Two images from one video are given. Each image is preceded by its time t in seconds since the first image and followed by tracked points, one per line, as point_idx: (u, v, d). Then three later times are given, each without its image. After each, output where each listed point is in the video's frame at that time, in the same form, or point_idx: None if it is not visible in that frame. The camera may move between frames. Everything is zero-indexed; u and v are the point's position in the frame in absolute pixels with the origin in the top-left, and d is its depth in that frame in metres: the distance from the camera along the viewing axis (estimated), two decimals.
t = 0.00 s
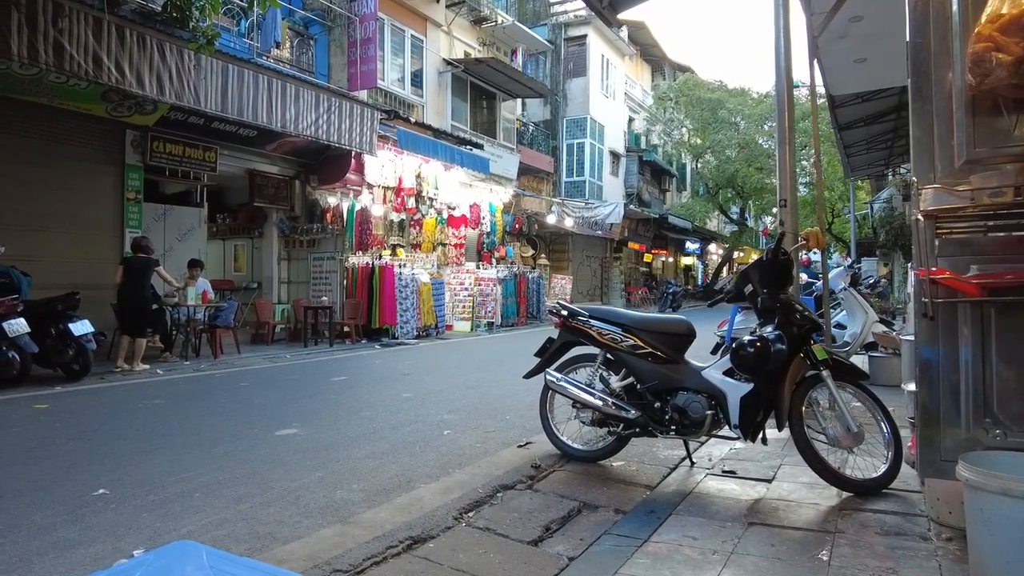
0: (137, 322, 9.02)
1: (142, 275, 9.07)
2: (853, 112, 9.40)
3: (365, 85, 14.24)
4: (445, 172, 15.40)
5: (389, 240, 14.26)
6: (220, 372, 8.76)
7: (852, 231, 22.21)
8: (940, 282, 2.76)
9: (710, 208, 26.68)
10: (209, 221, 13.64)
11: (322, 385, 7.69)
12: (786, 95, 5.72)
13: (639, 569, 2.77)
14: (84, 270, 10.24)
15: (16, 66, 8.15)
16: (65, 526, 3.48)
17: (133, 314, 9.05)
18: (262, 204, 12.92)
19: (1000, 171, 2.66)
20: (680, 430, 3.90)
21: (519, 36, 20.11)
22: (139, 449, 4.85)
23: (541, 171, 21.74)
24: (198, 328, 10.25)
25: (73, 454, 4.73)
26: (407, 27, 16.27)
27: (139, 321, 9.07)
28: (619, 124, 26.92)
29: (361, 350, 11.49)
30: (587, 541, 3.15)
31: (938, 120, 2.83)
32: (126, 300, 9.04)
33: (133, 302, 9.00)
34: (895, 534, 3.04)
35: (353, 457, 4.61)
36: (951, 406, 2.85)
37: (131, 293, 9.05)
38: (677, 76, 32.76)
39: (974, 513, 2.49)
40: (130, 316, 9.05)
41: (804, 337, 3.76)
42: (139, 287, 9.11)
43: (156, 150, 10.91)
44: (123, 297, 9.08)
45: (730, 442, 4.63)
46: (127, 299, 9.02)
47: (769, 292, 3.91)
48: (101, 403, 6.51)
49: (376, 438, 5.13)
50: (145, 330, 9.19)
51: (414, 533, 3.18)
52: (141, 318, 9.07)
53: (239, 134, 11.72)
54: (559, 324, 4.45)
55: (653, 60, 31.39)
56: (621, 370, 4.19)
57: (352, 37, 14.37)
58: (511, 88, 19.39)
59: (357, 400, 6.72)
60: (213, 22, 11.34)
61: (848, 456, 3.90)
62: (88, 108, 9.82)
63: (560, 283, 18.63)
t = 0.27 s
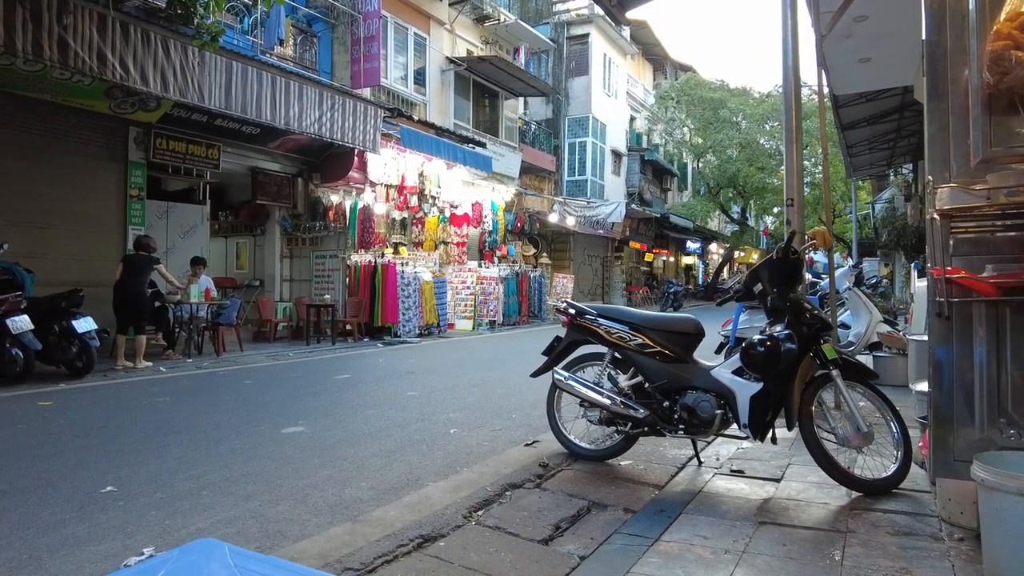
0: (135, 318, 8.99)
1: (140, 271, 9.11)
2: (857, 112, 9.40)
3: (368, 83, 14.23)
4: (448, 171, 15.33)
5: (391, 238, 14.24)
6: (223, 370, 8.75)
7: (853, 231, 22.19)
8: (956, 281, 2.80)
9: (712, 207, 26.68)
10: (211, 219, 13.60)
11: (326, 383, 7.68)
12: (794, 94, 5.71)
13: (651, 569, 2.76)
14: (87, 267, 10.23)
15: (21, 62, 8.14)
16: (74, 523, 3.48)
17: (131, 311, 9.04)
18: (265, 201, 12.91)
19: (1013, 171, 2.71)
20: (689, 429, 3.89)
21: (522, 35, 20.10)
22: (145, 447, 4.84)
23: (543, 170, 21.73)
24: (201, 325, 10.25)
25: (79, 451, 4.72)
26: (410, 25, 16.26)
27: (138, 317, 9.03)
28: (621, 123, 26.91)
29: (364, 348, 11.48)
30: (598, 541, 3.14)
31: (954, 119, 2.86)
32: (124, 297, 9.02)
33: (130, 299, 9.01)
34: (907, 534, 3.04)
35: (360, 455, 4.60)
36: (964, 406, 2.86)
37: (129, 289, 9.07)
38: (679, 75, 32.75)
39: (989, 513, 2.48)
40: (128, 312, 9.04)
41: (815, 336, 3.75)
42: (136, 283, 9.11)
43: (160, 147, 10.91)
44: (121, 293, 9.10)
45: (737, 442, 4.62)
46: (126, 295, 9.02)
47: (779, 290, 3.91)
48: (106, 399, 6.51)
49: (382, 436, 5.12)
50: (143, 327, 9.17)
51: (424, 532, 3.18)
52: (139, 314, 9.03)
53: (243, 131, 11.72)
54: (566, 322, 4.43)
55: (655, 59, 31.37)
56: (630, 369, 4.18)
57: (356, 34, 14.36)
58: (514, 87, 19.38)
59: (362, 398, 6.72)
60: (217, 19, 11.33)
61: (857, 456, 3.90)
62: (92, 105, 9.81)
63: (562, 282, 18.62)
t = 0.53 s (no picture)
0: (137, 318, 8.96)
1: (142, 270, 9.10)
2: (860, 112, 9.40)
3: (371, 84, 14.26)
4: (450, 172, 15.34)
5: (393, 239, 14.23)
6: (228, 370, 8.77)
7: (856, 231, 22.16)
8: (961, 280, 2.84)
9: (714, 207, 26.66)
10: (215, 219, 13.61)
11: (330, 383, 7.70)
12: (798, 94, 5.71)
13: (659, 567, 2.77)
14: (91, 267, 10.26)
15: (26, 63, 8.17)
16: (83, 521, 3.49)
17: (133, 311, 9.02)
18: (268, 201, 12.95)
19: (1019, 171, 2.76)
20: (694, 429, 3.90)
21: (524, 35, 20.11)
22: (152, 446, 4.86)
23: (546, 170, 21.73)
24: (205, 325, 10.27)
25: (87, 450, 4.75)
26: (413, 26, 16.28)
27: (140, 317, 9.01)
28: (623, 123, 26.91)
29: (367, 348, 11.49)
30: (604, 540, 3.15)
31: (960, 120, 2.92)
32: (125, 296, 9.02)
33: (132, 299, 9.00)
34: (913, 533, 3.04)
35: (366, 454, 4.62)
36: (970, 405, 2.90)
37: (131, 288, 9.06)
38: (681, 75, 32.73)
39: (997, 512, 2.48)
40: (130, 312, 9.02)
41: (820, 337, 3.76)
42: (139, 283, 9.11)
43: (164, 148, 10.94)
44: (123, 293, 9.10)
45: (742, 442, 4.63)
46: (127, 295, 9.02)
47: (784, 290, 3.92)
48: (111, 399, 6.54)
49: (388, 436, 5.14)
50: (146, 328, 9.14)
51: (432, 530, 3.19)
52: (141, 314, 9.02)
53: (246, 132, 11.76)
54: (571, 322, 4.44)
55: (657, 60, 31.37)
56: (635, 369, 4.20)
57: (359, 35, 14.38)
58: (516, 87, 19.39)
59: (367, 398, 6.74)
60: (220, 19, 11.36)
61: (863, 456, 3.91)
62: (96, 105, 9.85)
63: (564, 282, 18.63)
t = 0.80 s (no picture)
0: (184, 318, 9.17)
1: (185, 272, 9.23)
2: (895, 107, 9.19)
3: (398, 85, 14.34)
4: (477, 172, 15.35)
5: (421, 239, 14.45)
6: (259, 368, 8.88)
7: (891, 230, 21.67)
8: (1008, 275, 2.82)
9: (744, 206, 26.31)
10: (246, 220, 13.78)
11: (359, 381, 7.74)
12: (832, 90, 5.57)
13: (693, 567, 2.73)
14: (127, 267, 10.46)
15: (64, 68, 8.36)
16: (121, 514, 3.56)
17: (179, 311, 9.22)
18: (298, 203, 13.09)
19: None
20: (727, 429, 3.84)
21: (551, 34, 20.06)
22: (186, 441, 4.94)
23: (572, 170, 21.64)
24: (237, 324, 10.41)
25: (124, 445, 4.84)
26: (440, 27, 16.34)
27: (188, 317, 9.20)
28: (651, 122, 26.70)
29: (395, 348, 11.54)
30: (637, 539, 3.11)
31: (1007, 108, 2.91)
32: (171, 297, 9.24)
33: (178, 300, 9.18)
34: (958, 537, 2.95)
35: (396, 451, 4.63)
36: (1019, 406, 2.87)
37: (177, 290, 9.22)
38: (709, 73, 32.38)
39: None
40: (177, 313, 9.22)
41: (857, 334, 3.66)
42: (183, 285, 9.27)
43: (196, 150, 11.13)
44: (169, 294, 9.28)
45: (776, 442, 4.54)
46: (173, 297, 9.18)
47: (819, 287, 3.84)
48: (147, 395, 6.66)
49: (417, 433, 5.15)
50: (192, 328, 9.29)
51: (462, 527, 3.18)
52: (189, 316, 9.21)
53: (276, 134, 11.93)
54: (600, 320, 4.40)
55: (684, 57, 31.08)
56: (666, 367, 4.14)
57: (386, 36, 14.46)
58: (543, 87, 19.35)
59: (396, 396, 6.77)
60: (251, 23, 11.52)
61: (903, 458, 3.81)
62: (132, 109, 10.06)
63: (592, 281, 18.54)
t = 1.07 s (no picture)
0: (231, 323, 9.34)
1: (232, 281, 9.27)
2: (923, 102, 9.03)
3: (420, 84, 14.40)
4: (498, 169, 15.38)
5: (443, 237, 14.55)
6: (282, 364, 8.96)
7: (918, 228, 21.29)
8: None
9: (767, 204, 26.04)
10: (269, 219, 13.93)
11: (380, 377, 7.79)
12: (859, 83, 5.48)
13: (715, 561, 2.70)
14: (154, 265, 10.63)
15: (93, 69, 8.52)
16: (147, 502, 3.62)
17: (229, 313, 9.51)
18: (322, 202, 13.21)
19: None
20: (751, 424, 3.79)
21: (572, 32, 20.01)
22: (211, 434, 5.00)
23: (593, 168, 21.56)
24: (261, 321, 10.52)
25: (151, 437, 4.92)
26: (461, 26, 16.38)
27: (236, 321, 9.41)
28: (673, 119, 26.52)
29: (417, 345, 11.58)
30: (658, 532, 3.09)
31: None
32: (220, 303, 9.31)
33: (225, 304, 9.34)
34: (990, 535, 2.89)
35: (417, 444, 4.65)
36: None
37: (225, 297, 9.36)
38: (732, 70, 32.09)
39: None
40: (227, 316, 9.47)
41: (885, 328, 3.60)
42: (230, 291, 9.41)
43: (222, 149, 11.28)
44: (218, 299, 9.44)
45: (800, 438, 4.48)
46: (222, 304, 9.32)
47: (846, 280, 3.81)
48: (173, 390, 6.76)
49: (438, 427, 5.16)
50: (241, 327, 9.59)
51: (483, 519, 3.18)
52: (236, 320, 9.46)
53: (300, 133, 12.05)
54: (622, 315, 4.39)
55: (707, 55, 30.82)
56: (689, 362, 4.10)
57: (408, 36, 14.53)
58: (564, 85, 19.30)
59: (417, 391, 6.80)
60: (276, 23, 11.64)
61: (932, 454, 3.74)
62: (159, 109, 10.24)
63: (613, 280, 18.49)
